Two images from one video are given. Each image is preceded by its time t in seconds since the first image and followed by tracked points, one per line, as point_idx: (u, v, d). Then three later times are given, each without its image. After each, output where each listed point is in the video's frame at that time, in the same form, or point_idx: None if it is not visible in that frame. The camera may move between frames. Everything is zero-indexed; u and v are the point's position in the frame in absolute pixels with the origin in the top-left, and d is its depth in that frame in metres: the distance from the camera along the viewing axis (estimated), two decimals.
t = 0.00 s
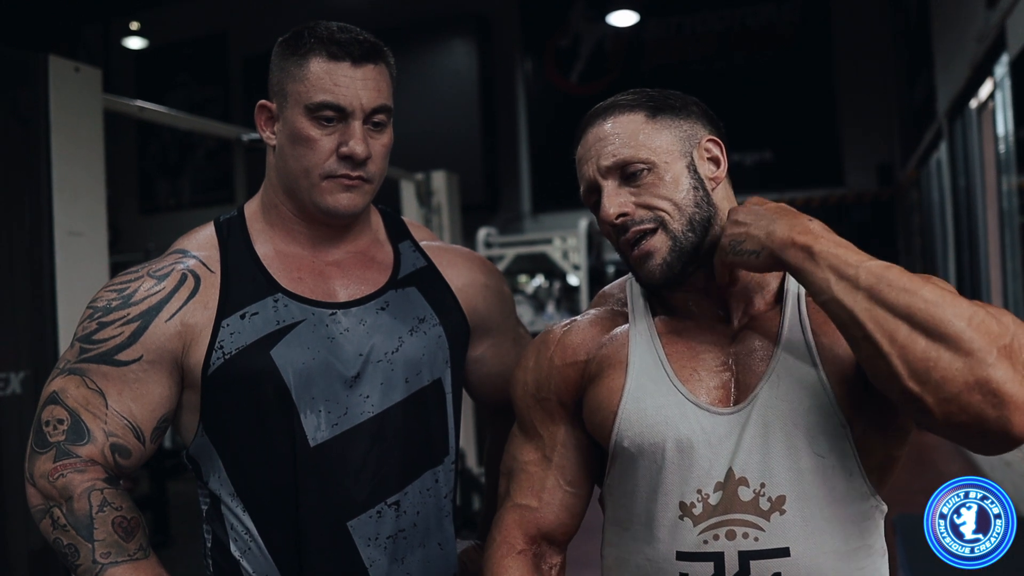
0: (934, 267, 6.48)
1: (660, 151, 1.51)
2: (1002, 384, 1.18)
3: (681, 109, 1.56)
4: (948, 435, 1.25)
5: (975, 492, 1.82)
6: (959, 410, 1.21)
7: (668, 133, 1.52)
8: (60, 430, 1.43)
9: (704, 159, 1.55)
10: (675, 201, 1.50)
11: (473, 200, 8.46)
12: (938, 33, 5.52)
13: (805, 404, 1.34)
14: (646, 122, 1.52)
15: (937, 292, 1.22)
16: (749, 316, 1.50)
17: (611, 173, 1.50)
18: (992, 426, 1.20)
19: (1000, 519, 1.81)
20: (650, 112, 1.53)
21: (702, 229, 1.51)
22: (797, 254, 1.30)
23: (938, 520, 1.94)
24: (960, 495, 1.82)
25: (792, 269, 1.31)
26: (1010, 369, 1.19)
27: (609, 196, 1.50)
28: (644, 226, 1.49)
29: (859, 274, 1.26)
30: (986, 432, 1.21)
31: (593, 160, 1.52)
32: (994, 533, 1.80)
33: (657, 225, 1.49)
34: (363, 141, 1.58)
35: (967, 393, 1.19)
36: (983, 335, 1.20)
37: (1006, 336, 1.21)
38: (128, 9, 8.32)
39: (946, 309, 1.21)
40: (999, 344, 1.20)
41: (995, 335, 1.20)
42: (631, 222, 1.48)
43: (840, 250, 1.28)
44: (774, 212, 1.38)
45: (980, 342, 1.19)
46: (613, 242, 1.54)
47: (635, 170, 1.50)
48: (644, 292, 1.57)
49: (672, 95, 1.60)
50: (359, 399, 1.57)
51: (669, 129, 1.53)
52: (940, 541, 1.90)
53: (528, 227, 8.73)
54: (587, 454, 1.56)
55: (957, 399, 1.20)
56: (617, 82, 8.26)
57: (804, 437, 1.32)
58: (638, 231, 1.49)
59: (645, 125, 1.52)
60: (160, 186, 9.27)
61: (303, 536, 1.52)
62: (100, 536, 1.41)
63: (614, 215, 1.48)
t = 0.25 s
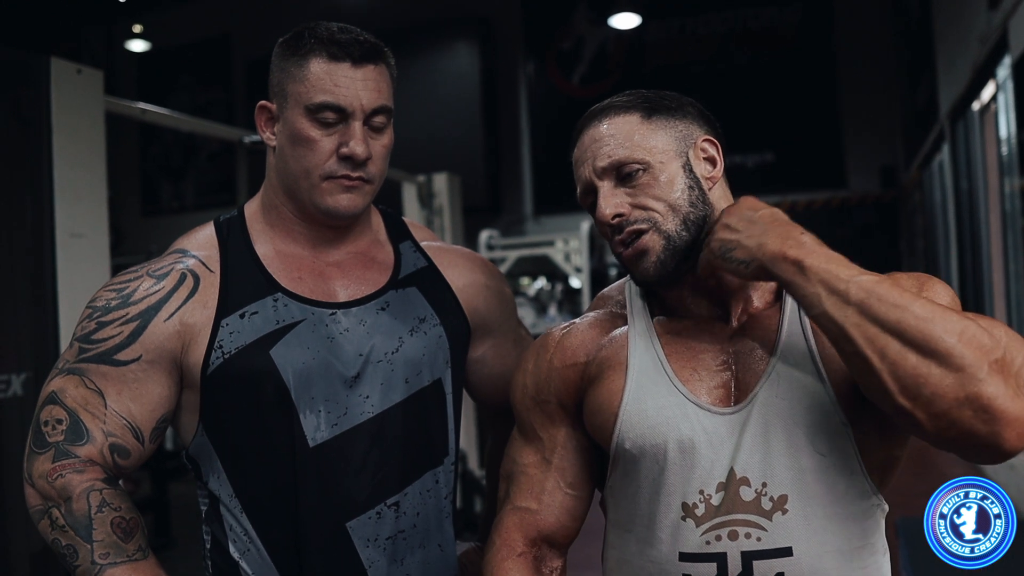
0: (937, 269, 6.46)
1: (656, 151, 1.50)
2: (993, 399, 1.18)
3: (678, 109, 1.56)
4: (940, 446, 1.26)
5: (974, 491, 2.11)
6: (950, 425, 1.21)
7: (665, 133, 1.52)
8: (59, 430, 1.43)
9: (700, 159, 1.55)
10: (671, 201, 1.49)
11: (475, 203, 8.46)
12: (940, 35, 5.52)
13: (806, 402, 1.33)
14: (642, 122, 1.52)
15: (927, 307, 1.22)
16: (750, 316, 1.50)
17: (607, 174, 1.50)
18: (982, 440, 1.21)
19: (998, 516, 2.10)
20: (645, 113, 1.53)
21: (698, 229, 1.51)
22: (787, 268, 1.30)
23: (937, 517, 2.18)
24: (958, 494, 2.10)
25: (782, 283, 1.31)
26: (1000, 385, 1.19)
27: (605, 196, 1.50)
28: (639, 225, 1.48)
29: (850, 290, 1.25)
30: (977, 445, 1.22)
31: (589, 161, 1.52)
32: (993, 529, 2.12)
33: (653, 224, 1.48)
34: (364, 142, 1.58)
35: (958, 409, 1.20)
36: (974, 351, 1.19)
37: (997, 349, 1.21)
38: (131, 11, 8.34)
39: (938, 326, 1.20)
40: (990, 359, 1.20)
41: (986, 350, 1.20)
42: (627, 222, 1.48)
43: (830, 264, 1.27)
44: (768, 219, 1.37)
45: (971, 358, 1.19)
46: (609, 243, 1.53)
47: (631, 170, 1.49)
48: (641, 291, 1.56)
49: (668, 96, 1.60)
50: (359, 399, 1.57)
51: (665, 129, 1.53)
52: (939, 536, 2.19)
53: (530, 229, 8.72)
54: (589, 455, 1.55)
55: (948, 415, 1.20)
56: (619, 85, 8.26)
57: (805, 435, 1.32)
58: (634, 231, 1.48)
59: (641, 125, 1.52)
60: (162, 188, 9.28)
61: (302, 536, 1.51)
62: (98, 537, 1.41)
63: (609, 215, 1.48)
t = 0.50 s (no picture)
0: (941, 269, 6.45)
1: (653, 151, 1.50)
2: (991, 399, 1.18)
3: (674, 109, 1.55)
4: (939, 447, 1.25)
5: (974, 490, 2.14)
6: (947, 427, 1.21)
7: (661, 133, 1.52)
8: (58, 429, 1.43)
9: (696, 158, 1.54)
10: (668, 201, 1.49)
11: (478, 204, 8.46)
12: (944, 36, 5.51)
13: (805, 402, 1.32)
14: (638, 122, 1.52)
15: (922, 308, 1.22)
16: (750, 315, 1.49)
17: (603, 173, 1.50)
18: (981, 441, 1.20)
19: (998, 516, 2.12)
20: (641, 113, 1.53)
21: (695, 229, 1.51)
22: (783, 271, 1.29)
23: (938, 519, 2.20)
24: (959, 494, 2.13)
25: (777, 286, 1.31)
26: (998, 384, 1.19)
27: (602, 196, 1.50)
28: (635, 225, 1.48)
29: (846, 292, 1.25)
30: (975, 446, 1.21)
31: (586, 161, 1.52)
32: (993, 530, 2.14)
33: (648, 225, 1.48)
34: (363, 142, 1.58)
35: (955, 410, 1.19)
36: (970, 351, 1.19)
37: (994, 350, 1.21)
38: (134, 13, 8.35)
39: (934, 327, 1.20)
40: (987, 359, 1.20)
41: (983, 350, 1.20)
42: (623, 221, 1.48)
43: (825, 266, 1.27)
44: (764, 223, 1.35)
45: (968, 358, 1.19)
46: (606, 242, 1.53)
47: (626, 170, 1.49)
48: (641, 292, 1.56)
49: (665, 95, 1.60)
50: (359, 398, 1.57)
51: (662, 129, 1.52)
52: (938, 535, 2.22)
53: (533, 230, 8.69)
54: (589, 459, 1.55)
55: (945, 417, 1.20)
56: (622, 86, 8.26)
57: (806, 436, 1.31)
58: (630, 230, 1.48)
59: (637, 125, 1.52)
60: (164, 190, 9.28)
61: (303, 538, 1.51)
62: (97, 536, 1.41)
63: (606, 214, 1.48)
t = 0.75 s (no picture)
0: (946, 270, 6.43)
1: (650, 152, 1.50)
2: (980, 399, 1.16)
3: (672, 109, 1.55)
4: (931, 448, 1.24)
5: (974, 491, 2.27)
6: (937, 427, 1.20)
7: (659, 133, 1.52)
8: (58, 428, 1.43)
9: (694, 158, 1.54)
10: (667, 202, 1.48)
11: (482, 204, 8.46)
12: (949, 36, 5.50)
13: (804, 405, 1.32)
14: (635, 123, 1.51)
15: (911, 308, 1.21)
16: (750, 316, 1.50)
17: (601, 174, 1.50)
18: (972, 441, 1.19)
19: (998, 515, 2.28)
20: (639, 113, 1.52)
21: (692, 230, 1.50)
22: (772, 275, 1.30)
23: (938, 520, 2.29)
24: (959, 493, 2.25)
25: (771, 290, 1.31)
26: (988, 384, 1.17)
27: (599, 197, 1.50)
28: (632, 226, 1.47)
29: (834, 294, 1.25)
30: (967, 447, 1.20)
31: (584, 162, 1.52)
32: (992, 529, 2.31)
33: (644, 226, 1.47)
34: (363, 142, 1.57)
35: (945, 411, 1.18)
36: (959, 350, 1.18)
37: (985, 348, 1.19)
38: (139, 14, 8.38)
39: (922, 327, 1.19)
40: (977, 358, 1.18)
41: (972, 350, 1.18)
42: (621, 222, 1.47)
43: (813, 268, 1.28)
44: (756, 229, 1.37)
45: (957, 358, 1.18)
46: (604, 243, 1.53)
47: (624, 171, 1.49)
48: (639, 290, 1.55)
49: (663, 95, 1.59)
50: (358, 398, 1.56)
51: (659, 130, 1.52)
52: (937, 535, 2.29)
53: (537, 230, 8.69)
54: (590, 462, 1.54)
55: (935, 418, 1.19)
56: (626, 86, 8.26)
57: (805, 438, 1.31)
58: (629, 232, 1.48)
59: (635, 126, 1.51)
60: (169, 190, 9.29)
61: (302, 538, 1.51)
62: (97, 536, 1.41)
63: (603, 216, 1.48)
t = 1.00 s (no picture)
0: (956, 269, 6.40)
1: (645, 154, 1.50)
2: (972, 413, 1.16)
3: (668, 109, 1.55)
4: (924, 457, 1.24)
5: (974, 490, 2.22)
6: (929, 438, 1.20)
7: (654, 135, 1.52)
8: (58, 427, 1.43)
9: (691, 157, 1.54)
10: (664, 203, 1.49)
11: (490, 203, 8.46)
12: (959, 34, 5.46)
13: (803, 404, 1.31)
14: (630, 125, 1.52)
15: (908, 317, 1.21)
16: (751, 316, 1.50)
17: (597, 177, 1.51)
18: (963, 454, 1.19)
19: (999, 516, 2.17)
20: (634, 115, 1.53)
21: (690, 230, 1.50)
22: (768, 276, 1.31)
23: (937, 519, 2.28)
24: (957, 493, 2.24)
25: (767, 292, 1.31)
26: (982, 398, 1.17)
27: (596, 200, 1.51)
28: (628, 229, 1.49)
29: (830, 299, 1.25)
30: (959, 459, 1.20)
31: (581, 164, 1.53)
32: (993, 530, 2.18)
33: (642, 228, 1.48)
34: (363, 141, 1.57)
35: (936, 423, 1.18)
36: (953, 363, 1.17)
37: (980, 361, 1.18)
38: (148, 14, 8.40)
39: (917, 338, 1.19)
40: (972, 370, 1.18)
41: (967, 362, 1.18)
42: (617, 225, 1.49)
43: (809, 272, 1.28)
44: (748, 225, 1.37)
45: (951, 369, 1.17)
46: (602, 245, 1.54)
47: (620, 173, 1.50)
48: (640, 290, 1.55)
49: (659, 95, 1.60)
50: (358, 397, 1.57)
51: (656, 129, 1.52)
52: (938, 536, 2.26)
53: (544, 229, 8.70)
54: (591, 461, 1.54)
55: (927, 429, 1.19)
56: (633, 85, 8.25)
57: (803, 438, 1.30)
58: (626, 234, 1.49)
59: (630, 127, 1.52)
60: (177, 190, 9.32)
61: (302, 537, 1.51)
62: (98, 534, 1.41)
63: (599, 219, 1.49)
